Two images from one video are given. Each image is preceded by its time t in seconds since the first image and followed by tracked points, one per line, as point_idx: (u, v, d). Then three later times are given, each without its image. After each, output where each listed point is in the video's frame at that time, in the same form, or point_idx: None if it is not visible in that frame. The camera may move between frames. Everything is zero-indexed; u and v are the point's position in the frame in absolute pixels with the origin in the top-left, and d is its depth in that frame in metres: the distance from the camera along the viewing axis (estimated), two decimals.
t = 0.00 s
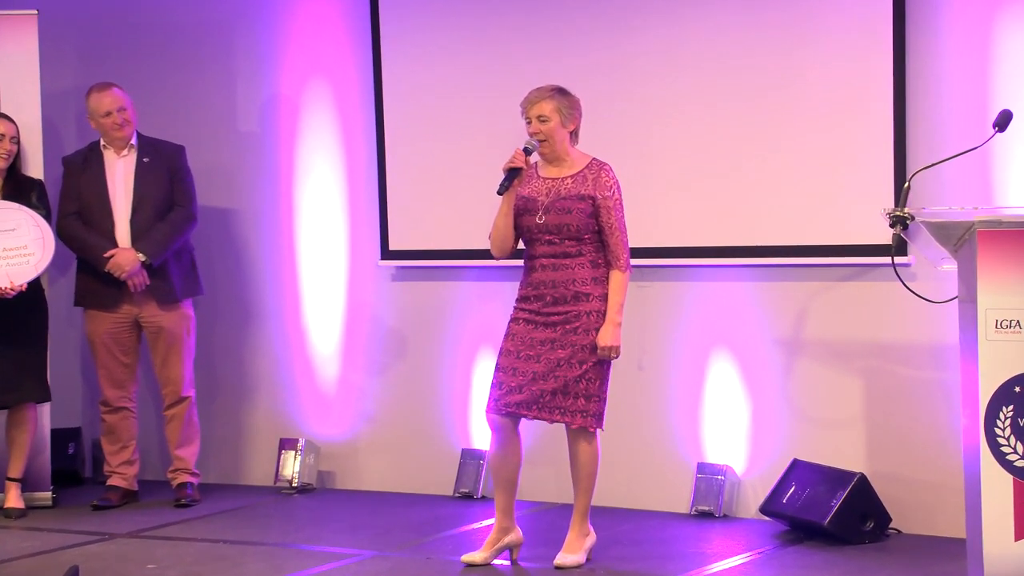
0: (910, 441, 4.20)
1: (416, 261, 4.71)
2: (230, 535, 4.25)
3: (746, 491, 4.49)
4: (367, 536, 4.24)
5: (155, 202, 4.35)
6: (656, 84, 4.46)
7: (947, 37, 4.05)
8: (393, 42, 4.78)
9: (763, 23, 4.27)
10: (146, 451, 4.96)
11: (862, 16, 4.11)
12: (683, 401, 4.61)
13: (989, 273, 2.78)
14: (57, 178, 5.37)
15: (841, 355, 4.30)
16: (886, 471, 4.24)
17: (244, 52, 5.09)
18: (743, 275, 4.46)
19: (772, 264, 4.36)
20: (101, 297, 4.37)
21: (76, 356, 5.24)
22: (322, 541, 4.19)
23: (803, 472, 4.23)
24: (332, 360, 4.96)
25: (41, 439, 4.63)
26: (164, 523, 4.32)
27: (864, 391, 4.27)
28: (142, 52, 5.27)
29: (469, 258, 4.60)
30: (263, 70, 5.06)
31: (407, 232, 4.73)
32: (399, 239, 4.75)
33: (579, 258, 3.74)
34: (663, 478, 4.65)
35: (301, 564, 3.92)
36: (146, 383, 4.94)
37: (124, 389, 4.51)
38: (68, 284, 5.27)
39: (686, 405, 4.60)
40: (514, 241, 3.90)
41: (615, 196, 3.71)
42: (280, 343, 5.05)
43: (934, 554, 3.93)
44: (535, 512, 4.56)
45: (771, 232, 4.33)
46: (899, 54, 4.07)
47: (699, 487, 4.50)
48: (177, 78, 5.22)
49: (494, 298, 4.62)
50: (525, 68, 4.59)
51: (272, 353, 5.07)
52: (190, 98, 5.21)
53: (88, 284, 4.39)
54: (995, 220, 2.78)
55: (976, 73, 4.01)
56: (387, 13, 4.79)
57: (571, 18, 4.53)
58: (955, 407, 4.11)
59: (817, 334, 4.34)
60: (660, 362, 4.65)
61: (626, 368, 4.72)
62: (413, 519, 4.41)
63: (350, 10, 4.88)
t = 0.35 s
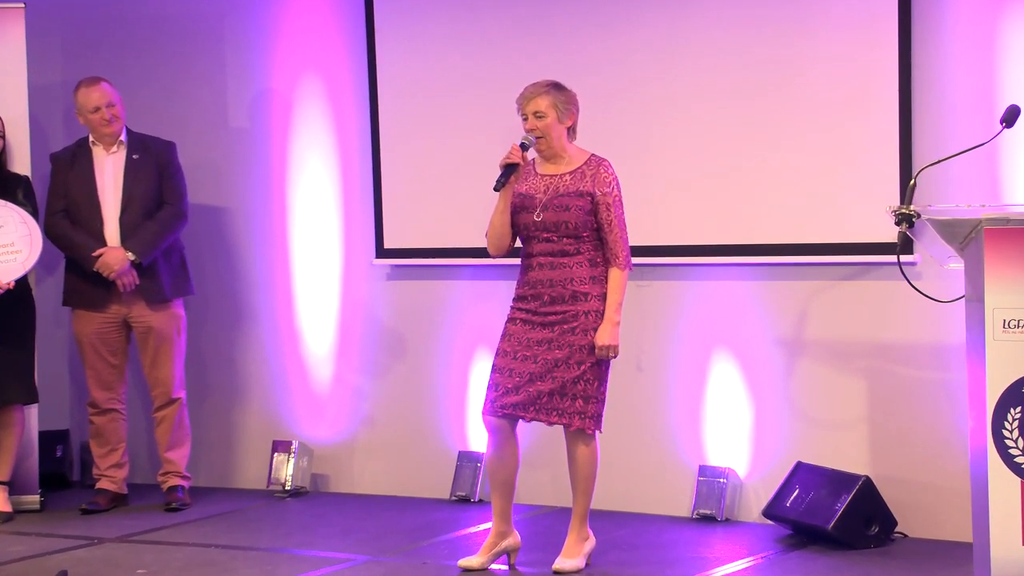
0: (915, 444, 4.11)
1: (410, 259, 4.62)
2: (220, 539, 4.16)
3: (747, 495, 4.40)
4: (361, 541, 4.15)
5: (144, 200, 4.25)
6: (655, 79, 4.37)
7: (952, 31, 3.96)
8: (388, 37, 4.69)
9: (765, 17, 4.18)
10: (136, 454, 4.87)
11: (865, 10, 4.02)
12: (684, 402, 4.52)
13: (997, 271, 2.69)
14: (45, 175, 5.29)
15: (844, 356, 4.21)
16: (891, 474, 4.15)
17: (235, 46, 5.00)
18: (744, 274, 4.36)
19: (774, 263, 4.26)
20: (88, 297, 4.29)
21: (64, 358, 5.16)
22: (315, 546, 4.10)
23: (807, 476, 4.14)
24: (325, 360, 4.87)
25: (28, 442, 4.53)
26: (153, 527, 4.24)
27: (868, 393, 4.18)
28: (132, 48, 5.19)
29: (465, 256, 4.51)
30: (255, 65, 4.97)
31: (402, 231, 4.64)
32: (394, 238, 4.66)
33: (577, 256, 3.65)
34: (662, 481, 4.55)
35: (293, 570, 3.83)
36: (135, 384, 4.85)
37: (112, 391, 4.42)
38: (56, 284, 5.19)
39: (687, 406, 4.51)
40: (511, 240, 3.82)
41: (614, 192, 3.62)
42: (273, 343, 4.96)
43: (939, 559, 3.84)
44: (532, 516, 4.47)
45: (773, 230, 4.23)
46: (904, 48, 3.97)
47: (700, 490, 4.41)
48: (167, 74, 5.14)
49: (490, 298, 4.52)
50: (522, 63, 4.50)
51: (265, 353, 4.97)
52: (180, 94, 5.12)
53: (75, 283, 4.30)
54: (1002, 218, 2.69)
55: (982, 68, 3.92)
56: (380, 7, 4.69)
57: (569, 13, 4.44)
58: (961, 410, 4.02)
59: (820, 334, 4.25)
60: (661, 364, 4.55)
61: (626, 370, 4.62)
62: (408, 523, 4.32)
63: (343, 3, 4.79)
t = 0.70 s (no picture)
0: (917, 437, 4.04)
1: (404, 249, 4.55)
2: (212, 534, 4.09)
3: (747, 489, 4.32)
4: (355, 535, 4.08)
5: (133, 190, 4.18)
6: (653, 65, 4.29)
7: (956, 17, 3.89)
8: (381, 24, 4.61)
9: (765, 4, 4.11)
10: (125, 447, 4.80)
11: None
12: (682, 395, 4.43)
13: (1000, 262, 2.62)
14: (33, 164, 5.22)
15: (846, 347, 4.14)
16: (893, 468, 4.09)
17: (226, 33, 4.93)
18: (744, 264, 4.29)
19: (774, 253, 4.19)
20: (75, 287, 4.22)
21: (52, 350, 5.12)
22: (308, 540, 4.04)
23: (808, 469, 4.08)
24: (318, 352, 4.79)
25: (15, 434, 4.46)
26: (143, 521, 4.17)
27: (870, 385, 4.11)
28: (121, 35, 5.11)
29: (459, 246, 4.43)
30: (246, 52, 4.89)
31: (396, 221, 4.56)
32: (388, 228, 4.58)
33: (573, 246, 3.58)
34: (659, 476, 4.47)
35: (285, 565, 3.77)
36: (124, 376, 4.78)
37: (100, 383, 4.35)
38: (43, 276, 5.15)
39: (686, 399, 4.42)
40: (505, 231, 3.76)
41: (610, 178, 3.55)
42: (265, 335, 4.88)
43: (942, 553, 3.78)
44: (528, 510, 4.40)
45: (773, 220, 4.16)
46: (907, 34, 3.90)
47: (699, 484, 4.32)
48: (158, 62, 5.06)
49: (485, 289, 4.45)
50: (518, 51, 4.42)
51: (257, 345, 4.90)
52: (171, 82, 5.04)
53: (61, 274, 4.22)
54: (1006, 207, 2.62)
55: (986, 55, 3.85)
56: None
57: None
58: (964, 402, 3.96)
59: (821, 325, 4.18)
60: (659, 357, 4.46)
61: (623, 362, 4.54)
62: (402, 518, 4.25)
63: None
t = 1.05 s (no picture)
0: (917, 417, 3.96)
1: (394, 226, 4.45)
2: (198, 516, 4.01)
3: (744, 470, 4.23)
4: (344, 517, 4.01)
5: (114, 165, 4.07)
6: (652, 38, 4.20)
7: None
8: None
9: None
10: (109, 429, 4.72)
11: None
12: (677, 374, 4.33)
13: (1002, 235, 2.49)
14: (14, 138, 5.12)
15: (845, 326, 4.06)
16: (892, 448, 4.01)
17: (212, 5, 4.82)
18: (741, 241, 4.19)
19: (773, 229, 4.10)
20: (55, 264, 4.13)
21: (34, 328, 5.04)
22: (296, 523, 3.96)
23: (805, 451, 4.01)
24: (306, 332, 4.70)
25: None
26: (128, 503, 4.09)
27: (870, 364, 4.03)
28: (105, 7, 5.01)
29: (450, 223, 4.33)
30: (232, 25, 4.78)
31: (386, 197, 4.47)
32: (378, 205, 4.49)
33: (570, 224, 3.49)
34: (653, 457, 4.37)
35: (271, 548, 3.69)
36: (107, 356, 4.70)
37: (83, 361, 4.26)
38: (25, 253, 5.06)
39: (681, 379, 4.33)
40: (498, 204, 3.66)
41: (610, 156, 3.46)
42: (252, 314, 4.79)
43: (941, 534, 3.71)
44: (520, 492, 4.32)
45: (771, 196, 4.07)
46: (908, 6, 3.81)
47: (694, 465, 4.23)
48: (142, 35, 4.96)
49: (477, 266, 4.36)
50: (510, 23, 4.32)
51: (244, 324, 4.81)
52: (156, 55, 4.94)
53: (43, 251, 4.15)
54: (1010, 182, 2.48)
55: (989, 27, 3.76)
56: None
57: None
58: (965, 381, 3.88)
59: (820, 303, 4.09)
60: (654, 334, 4.35)
61: (617, 338, 4.43)
62: (392, 499, 4.17)
63: None
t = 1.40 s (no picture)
0: (935, 399, 3.78)
1: (389, 200, 4.26)
2: (185, 503, 3.84)
3: (755, 455, 4.03)
4: (338, 504, 3.83)
5: (95, 136, 3.91)
6: (666, 3, 4.03)
7: None
8: None
9: None
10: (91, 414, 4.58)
11: None
12: (685, 355, 4.13)
13: None
14: None
15: (862, 304, 3.87)
16: (909, 432, 3.82)
17: None
18: (752, 215, 3.99)
19: (786, 203, 3.90)
20: (33, 239, 3.97)
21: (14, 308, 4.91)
22: (287, 510, 3.78)
23: (819, 435, 3.82)
24: (298, 310, 4.51)
25: None
26: (112, 489, 3.92)
27: (887, 344, 3.83)
28: None
29: (447, 196, 4.14)
30: None
31: (379, 170, 4.27)
32: (372, 179, 4.29)
33: (572, 197, 3.30)
34: (659, 442, 4.18)
35: (262, 536, 3.52)
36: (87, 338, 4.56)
37: (63, 341, 4.10)
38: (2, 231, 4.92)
39: (688, 360, 4.13)
40: (499, 178, 3.46)
41: (613, 127, 3.27)
42: (241, 294, 4.60)
43: (962, 521, 3.52)
44: (521, 478, 4.14)
45: (783, 168, 3.88)
46: None
47: (703, 449, 4.03)
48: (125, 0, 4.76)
49: (475, 242, 4.17)
50: None
51: (233, 302, 4.61)
52: (140, 21, 4.74)
53: (21, 226, 3.98)
54: None
55: None
56: None
57: None
58: (986, 362, 3.69)
59: (835, 280, 3.90)
60: (662, 313, 4.15)
61: (622, 318, 4.23)
62: (387, 485, 4.00)
63: None
